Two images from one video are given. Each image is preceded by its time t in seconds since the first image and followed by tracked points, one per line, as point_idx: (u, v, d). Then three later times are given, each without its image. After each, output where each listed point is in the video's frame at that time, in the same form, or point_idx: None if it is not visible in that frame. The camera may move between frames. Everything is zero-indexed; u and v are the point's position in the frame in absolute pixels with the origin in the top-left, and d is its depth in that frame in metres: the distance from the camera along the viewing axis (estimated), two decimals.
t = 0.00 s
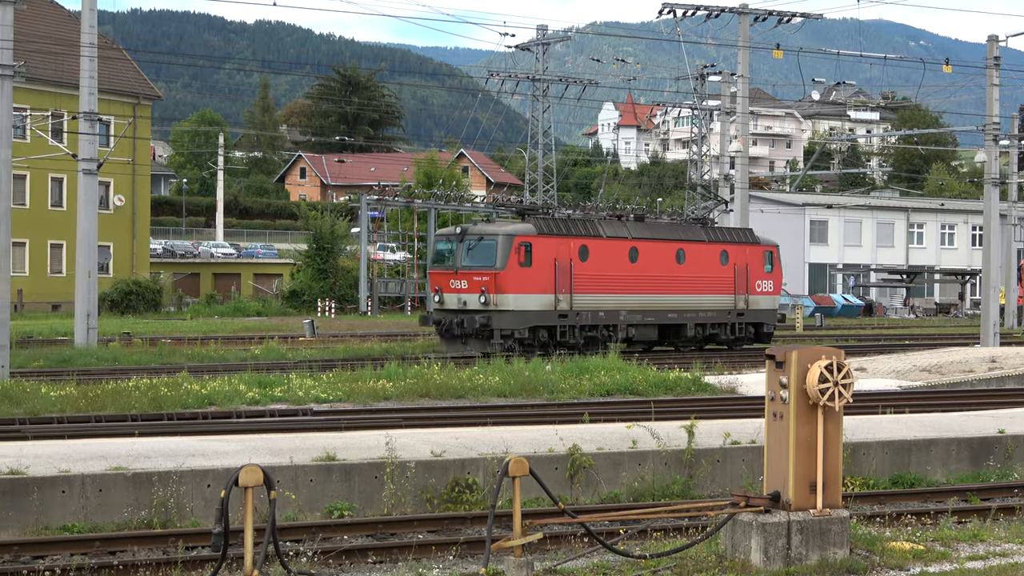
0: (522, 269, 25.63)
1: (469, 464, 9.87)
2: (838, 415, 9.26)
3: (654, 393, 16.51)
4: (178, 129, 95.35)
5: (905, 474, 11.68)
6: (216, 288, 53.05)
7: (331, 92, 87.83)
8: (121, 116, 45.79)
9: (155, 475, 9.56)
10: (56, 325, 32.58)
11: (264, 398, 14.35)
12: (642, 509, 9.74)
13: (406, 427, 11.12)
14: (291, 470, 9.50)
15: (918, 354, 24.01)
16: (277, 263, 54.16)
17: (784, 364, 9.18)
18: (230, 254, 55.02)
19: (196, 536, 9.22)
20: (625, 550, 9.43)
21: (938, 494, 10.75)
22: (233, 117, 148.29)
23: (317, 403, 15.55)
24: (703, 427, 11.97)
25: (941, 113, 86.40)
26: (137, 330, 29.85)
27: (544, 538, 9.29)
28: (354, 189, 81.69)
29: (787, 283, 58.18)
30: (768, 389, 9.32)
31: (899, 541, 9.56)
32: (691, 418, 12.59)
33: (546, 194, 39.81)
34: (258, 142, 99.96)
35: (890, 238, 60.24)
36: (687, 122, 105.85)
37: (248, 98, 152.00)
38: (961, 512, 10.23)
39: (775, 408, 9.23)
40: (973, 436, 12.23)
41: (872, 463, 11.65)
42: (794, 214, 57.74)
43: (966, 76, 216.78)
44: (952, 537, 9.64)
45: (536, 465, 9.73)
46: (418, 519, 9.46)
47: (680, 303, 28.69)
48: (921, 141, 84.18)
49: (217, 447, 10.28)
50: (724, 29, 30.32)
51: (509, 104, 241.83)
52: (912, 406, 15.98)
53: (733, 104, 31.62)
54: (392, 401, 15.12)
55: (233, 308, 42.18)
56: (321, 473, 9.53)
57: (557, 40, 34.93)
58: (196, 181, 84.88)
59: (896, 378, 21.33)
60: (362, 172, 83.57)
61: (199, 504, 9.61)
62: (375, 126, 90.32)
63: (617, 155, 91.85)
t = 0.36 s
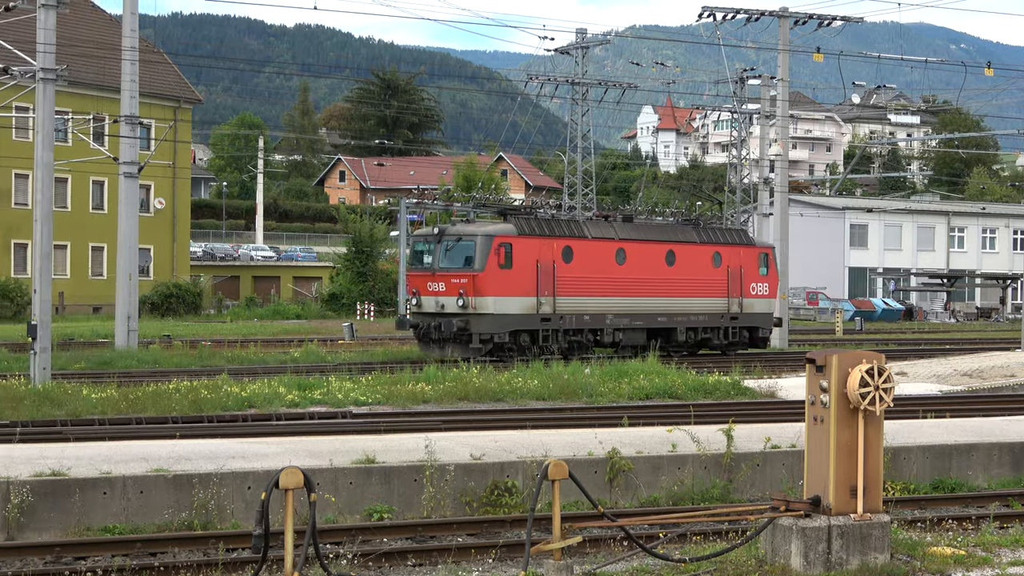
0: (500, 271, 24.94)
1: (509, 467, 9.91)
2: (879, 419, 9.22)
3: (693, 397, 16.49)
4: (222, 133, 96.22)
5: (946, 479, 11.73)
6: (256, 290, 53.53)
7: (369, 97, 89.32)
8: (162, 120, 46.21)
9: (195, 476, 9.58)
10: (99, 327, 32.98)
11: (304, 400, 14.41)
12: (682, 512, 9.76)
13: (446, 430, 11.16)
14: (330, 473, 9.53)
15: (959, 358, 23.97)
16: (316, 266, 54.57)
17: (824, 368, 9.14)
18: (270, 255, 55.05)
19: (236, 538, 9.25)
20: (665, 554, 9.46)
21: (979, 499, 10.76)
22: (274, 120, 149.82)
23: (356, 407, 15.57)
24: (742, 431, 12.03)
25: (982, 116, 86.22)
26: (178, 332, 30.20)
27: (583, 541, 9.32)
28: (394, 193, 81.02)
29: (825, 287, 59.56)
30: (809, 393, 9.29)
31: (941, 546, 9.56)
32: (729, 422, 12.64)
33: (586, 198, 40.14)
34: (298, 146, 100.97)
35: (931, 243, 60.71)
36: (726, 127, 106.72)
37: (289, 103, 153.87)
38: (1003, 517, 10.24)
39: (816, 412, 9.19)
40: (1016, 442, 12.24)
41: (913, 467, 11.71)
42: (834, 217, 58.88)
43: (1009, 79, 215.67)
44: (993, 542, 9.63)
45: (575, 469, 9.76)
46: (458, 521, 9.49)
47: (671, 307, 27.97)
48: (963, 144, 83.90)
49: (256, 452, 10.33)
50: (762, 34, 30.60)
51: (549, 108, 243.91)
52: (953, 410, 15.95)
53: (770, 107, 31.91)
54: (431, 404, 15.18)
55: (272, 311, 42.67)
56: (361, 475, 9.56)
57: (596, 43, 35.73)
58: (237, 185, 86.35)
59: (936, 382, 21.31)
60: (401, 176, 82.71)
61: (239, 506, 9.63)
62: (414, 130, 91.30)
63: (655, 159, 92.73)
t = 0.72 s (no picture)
0: (487, 272, 24.46)
1: (559, 465, 10.19)
2: (922, 418, 9.42)
3: (738, 397, 16.76)
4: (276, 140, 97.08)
5: (988, 476, 12.04)
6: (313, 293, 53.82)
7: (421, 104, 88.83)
8: (220, 127, 47.33)
9: (255, 474, 9.89)
10: (159, 329, 33.70)
11: (359, 400, 14.74)
12: (729, 509, 10.05)
13: (496, 429, 11.48)
14: (386, 471, 9.82)
15: (1000, 358, 24.15)
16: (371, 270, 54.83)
17: (869, 367, 9.37)
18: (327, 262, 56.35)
19: (295, 534, 9.57)
20: (712, 549, 9.75)
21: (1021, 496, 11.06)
22: (328, 127, 151.52)
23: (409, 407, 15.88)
24: (787, 430, 12.42)
25: None
26: (237, 334, 30.87)
27: (633, 537, 9.61)
28: (445, 198, 82.89)
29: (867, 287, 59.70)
30: (853, 393, 9.50)
31: (983, 542, 9.83)
32: (773, 421, 13.02)
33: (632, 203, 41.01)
34: (350, 153, 102.49)
35: (972, 244, 62.22)
36: (768, 131, 107.76)
37: (343, 110, 156.44)
38: None
39: (860, 411, 9.40)
40: None
41: (955, 465, 12.05)
42: (877, 220, 59.34)
43: None
44: None
45: (624, 466, 10.06)
46: (511, 517, 9.79)
47: (666, 308, 27.62)
48: (1005, 146, 83.96)
49: (316, 450, 10.64)
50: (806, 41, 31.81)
51: (595, 113, 246.81)
52: (996, 410, 16.20)
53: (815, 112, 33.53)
54: (483, 404, 15.51)
55: (329, 313, 43.21)
56: (416, 473, 9.86)
57: (643, 51, 35.93)
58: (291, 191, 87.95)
59: (979, 381, 21.54)
60: (453, 182, 83.85)
61: (298, 502, 9.93)
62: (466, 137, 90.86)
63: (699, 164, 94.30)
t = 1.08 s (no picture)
0: (476, 274, 24.94)
1: (610, 459, 10.76)
2: (959, 415, 9.81)
3: (780, 393, 17.80)
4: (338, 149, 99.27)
5: None
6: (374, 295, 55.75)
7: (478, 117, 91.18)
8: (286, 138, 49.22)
9: (321, 467, 10.42)
10: (227, 329, 34.97)
11: (418, 397, 15.51)
12: (772, 501, 10.61)
13: (551, 424, 12.10)
14: (446, 464, 10.42)
15: None
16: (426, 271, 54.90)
17: (907, 366, 9.78)
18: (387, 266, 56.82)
19: (359, 524, 10.15)
20: (757, 540, 10.27)
21: None
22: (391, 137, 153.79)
23: (467, 403, 16.72)
24: (830, 427, 13.11)
25: None
26: (300, 333, 31.92)
27: (680, 528, 10.16)
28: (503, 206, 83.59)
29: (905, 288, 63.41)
30: (892, 390, 9.93)
31: (1019, 533, 10.28)
32: (815, 417, 13.69)
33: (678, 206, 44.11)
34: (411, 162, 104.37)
35: (1007, 247, 65.76)
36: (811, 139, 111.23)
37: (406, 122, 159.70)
38: None
39: (899, 408, 9.83)
40: None
41: (992, 459, 12.59)
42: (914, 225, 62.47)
43: None
44: None
45: (673, 461, 10.69)
46: (564, 509, 10.34)
47: (657, 309, 28.23)
48: None
49: (384, 445, 11.32)
50: (844, 52, 32.93)
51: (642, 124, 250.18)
52: None
53: (855, 120, 34.74)
54: (537, 400, 16.31)
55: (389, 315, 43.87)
56: (473, 467, 10.43)
57: (688, 63, 37.32)
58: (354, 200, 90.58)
59: (1013, 378, 22.12)
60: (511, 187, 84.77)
61: (361, 494, 10.51)
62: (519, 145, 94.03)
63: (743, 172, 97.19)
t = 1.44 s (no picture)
0: (462, 275, 27.26)
1: (653, 450, 11.61)
2: (984, 408, 10.45)
3: (813, 387, 18.98)
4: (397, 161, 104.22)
5: None
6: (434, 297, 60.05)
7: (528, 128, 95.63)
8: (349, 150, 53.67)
9: (383, 456, 11.27)
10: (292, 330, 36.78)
11: (473, 391, 16.64)
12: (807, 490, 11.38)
13: (598, 418, 13.00)
14: (500, 454, 11.32)
15: None
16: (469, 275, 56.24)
17: (934, 362, 10.43)
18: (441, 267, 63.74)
19: (419, 510, 10.98)
20: (792, 525, 11.01)
21: None
22: (442, 145, 157.84)
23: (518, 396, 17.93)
24: (861, 419, 14.14)
25: None
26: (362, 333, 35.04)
27: (720, 515, 10.91)
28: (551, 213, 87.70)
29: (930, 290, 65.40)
30: (920, 384, 10.59)
31: None
32: (848, 410, 14.65)
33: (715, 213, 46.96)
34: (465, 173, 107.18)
35: None
36: (842, 149, 114.09)
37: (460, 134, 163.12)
38: None
39: (926, 401, 10.49)
40: None
41: (1016, 450, 13.34)
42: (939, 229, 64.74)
43: None
44: None
45: (714, 451, 11.88)
46: (611, 496, 11.15)
47: (644, 309, 30.63)
48: None
49: (444, 435, 12.35)
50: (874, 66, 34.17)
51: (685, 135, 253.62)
52: None
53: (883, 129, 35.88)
54: (583, 394, 17.37)
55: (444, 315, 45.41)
56: (525, 457, 11.28)
57: (725, 77, 39.10)
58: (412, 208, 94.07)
59: None
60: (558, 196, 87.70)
61: (421, 482, 11.39)
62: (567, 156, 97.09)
63: (778, 180, 99.43)
